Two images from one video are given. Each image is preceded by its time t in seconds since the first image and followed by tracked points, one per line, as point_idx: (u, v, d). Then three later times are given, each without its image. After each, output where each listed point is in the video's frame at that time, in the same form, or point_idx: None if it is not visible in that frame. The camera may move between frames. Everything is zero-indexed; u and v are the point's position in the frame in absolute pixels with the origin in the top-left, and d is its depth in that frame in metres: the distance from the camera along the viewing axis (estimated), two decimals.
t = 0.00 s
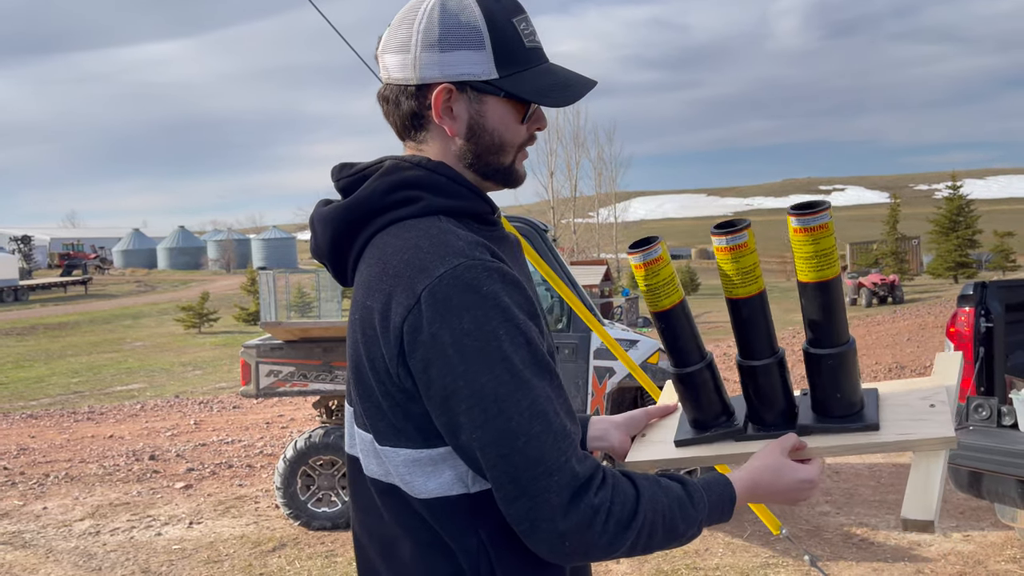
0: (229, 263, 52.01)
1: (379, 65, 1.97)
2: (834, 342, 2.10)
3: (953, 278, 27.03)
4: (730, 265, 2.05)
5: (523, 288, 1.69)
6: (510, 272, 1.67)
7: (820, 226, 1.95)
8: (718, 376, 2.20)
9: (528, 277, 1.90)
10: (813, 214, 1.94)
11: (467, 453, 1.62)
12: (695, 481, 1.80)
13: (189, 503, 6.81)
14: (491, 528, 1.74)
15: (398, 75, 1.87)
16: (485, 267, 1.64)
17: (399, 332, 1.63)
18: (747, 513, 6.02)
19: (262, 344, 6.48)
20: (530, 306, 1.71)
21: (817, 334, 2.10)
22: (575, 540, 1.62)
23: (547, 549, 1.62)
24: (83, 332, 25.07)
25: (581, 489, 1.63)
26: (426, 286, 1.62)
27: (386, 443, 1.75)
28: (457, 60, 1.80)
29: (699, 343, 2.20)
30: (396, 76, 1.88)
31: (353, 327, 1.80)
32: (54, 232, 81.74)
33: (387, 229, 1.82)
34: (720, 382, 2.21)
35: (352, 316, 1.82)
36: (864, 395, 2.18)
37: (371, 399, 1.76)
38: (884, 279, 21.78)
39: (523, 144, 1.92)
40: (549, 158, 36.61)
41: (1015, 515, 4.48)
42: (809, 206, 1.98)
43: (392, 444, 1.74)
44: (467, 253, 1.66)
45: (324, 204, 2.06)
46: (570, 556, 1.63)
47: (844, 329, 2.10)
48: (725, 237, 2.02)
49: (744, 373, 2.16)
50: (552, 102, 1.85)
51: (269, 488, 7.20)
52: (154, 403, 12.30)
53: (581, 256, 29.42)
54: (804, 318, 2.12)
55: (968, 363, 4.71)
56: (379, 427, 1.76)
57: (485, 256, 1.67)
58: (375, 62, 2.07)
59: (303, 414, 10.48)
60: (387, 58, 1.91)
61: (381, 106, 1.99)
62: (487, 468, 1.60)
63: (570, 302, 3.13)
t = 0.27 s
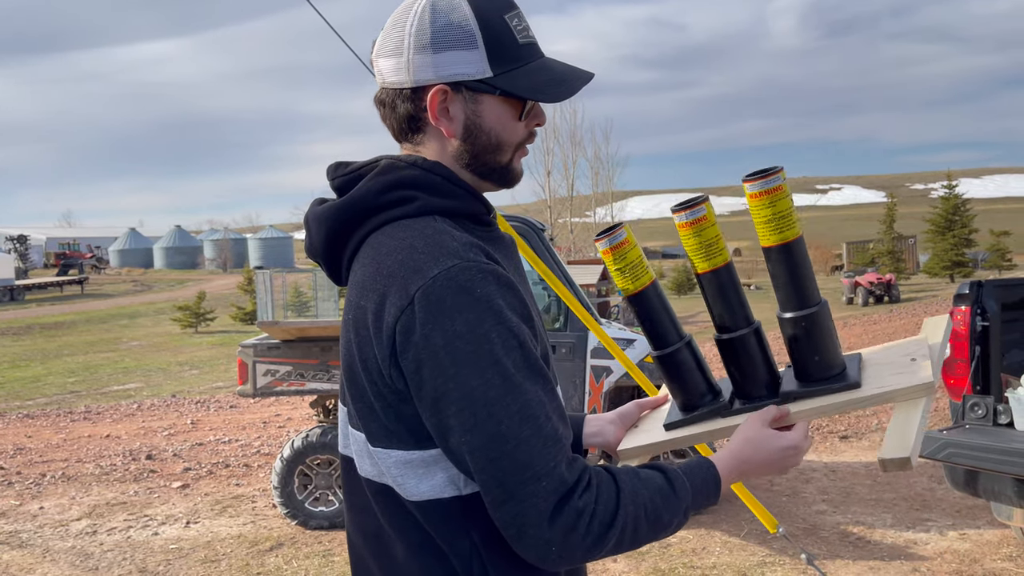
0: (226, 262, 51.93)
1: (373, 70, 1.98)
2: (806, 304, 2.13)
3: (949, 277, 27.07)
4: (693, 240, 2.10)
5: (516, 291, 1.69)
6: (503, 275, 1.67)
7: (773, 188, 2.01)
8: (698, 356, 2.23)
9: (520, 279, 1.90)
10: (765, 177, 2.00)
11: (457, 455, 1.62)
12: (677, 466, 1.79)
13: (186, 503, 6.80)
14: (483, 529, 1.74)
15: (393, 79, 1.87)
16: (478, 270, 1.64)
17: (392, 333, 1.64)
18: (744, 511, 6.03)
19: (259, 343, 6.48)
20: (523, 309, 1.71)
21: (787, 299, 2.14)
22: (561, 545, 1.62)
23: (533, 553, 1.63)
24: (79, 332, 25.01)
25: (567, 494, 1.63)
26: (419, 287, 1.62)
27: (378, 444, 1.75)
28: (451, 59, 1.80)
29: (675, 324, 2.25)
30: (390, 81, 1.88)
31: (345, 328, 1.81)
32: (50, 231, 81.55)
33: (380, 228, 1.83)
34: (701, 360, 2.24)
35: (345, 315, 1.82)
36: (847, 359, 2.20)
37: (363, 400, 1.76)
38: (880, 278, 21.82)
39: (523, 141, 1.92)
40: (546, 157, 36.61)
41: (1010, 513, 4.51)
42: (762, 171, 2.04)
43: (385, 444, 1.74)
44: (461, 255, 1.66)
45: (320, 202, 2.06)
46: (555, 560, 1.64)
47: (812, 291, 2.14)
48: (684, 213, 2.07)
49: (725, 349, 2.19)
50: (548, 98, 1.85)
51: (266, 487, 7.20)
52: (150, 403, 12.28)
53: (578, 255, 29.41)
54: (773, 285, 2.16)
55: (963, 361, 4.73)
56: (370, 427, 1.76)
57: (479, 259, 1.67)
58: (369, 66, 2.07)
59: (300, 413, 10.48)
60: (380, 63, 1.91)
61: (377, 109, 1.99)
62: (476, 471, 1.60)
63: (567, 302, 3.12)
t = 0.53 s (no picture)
0: (224, 262, 51.90)
1: (376, 72, 1.99)
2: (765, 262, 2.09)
3: (947, 278, 27.10)
4: (651, 215, 2.12)
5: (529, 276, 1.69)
6: (515, 262, 1.67)
7: (714, 152, 2.03)
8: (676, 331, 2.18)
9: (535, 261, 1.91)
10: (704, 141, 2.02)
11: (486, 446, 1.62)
12: (721, 423, 1.77)
13: (185, 503, 6.81)
14: (497, 523, 1.73)
15: (396, 80, 1.88)
16: (492, 259, 1.64)
17: (411, 329, 1.64)
18: (743, 511, 6.04)
19: (258, 343, 6.48)
20: (535, 295, 1.71)
21: (748, 258, 2.11)
22: (611, 519, 1.62)
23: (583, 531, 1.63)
24: (77, 332, 25.00)
25: (610, 466, 1.62)
26: (434, 281, 1.62)
27: (389, 441, 1.75)
28: (452, 56, 1.81)
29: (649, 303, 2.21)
30: (394, 82, 1.89)
31: (356, 327, 1.81)
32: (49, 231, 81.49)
33: (388, 225, 1.83)
34: (679, 337, 2.20)
35: (356, 315, 1.83)
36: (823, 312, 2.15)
37: (378, 398, 1.76)
38: (878, 279, 21.84)
39: (528, 135, 1.92)
40: (545, 157, 36.61)
41: (1009, 513, 4.53)
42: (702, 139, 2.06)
43: (397, 441, 1.74)
44: (472, 247, 1.66)
45: (323, 201, 2.06)
46: (605, 537, 1.63)
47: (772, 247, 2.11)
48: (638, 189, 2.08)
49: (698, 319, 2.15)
50: (551, 90, 1.85)
51: (265, 487, 7.20)
52: (149, 403, 12.28)
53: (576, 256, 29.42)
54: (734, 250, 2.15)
55: (961, 361, 4.76)
56: (383, 425, 1.76)
57: (490, 248, 1.68)
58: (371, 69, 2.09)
59: (299, 413, 10.48)
60: (383, 65, 1.92)
61: (381, 111, 2.00)
62: (509, 460, 1.60)
63: (567, 301, 3.12)
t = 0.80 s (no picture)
0: (224, 263, 51.89)
1: (376, 69, 1.98)
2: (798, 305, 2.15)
3: (948, 278, 27.10)
4: (689, 241, 2.12)
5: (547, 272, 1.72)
6: (535, 259, 1.70)
7: (769, 191, 2.01)
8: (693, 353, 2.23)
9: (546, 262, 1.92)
10: (760, 180, 2.00)
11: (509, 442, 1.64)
12: (751, 448, 1.79)
13: (186, 503, 6.81)
14: (519, 519, 1.74)
15: (398, 78, 1.88)
16: (514, 255, 1.66)
17: (435, 325, 1.65)
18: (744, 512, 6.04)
19: (259, 344, 6.48)
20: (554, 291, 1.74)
21: (783, 300, 2.16)
22: (632, 513, 1.65)
23: (606, 525, 1.65)
24: (77, 332, 25.02)
25: (631, 464, 1.65)
26: (458, 277, 1.64)
27: (408, 440, 1.75)
28: (459, 58, 1.81)
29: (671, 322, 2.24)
30: (396, 79, 1.88)
31: (371, 326, 1.80)
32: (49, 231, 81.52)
33: (403, 225, 1.83)
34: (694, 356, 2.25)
35: (370, 314, 1.82)
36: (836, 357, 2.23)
37: (394, 397, 1.76)
38: (878, 279, 21.85)
39: (526, 139, 1.93)
40: (545, 157, 36.62)
41: (1009, 513, 4.53)
42: (758, 172, 2.04)
43: (416, 440, 1.74)
44: (493, 243, 1.68)
45: (328, 204, 2.06)
46: (627, 531, 1.66)
47: (807, 292, 2.16)
48: (681, 212, 2.08)
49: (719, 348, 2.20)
50: (553, 95, 1.86)
51: (266, 487, 7.20)
52: (149, 403, 12.29)
53: (576, 256, 29.44)
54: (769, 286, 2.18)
55: (962, 361, 4.77)
56: (399, 424, 1.76)
57: (510, 245, 1.70)
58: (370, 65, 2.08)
59: (299, 414, 10.49)
60: (385, 61, 1.92)
61: (381, 109, 2.00)
62: (534, 455, 1.62)
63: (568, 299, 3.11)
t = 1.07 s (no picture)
0: (225, 263, 51.92)
1: (397, 63, 1.99)
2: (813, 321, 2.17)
3: (948, 278, 27.10)
4: (708, 248, 2.12)
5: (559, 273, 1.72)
6: (546, 259, 1.70)
7: (792, 205, 2.04)
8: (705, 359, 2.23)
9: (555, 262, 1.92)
10: (785, 193, 2.02)
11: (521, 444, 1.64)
12: (764, 451, 1.79)
13: (187, 503, 6.81)
14: (529, 520, 1.74)
15: (418, 75, 1.88)
16: (526, 257, 1.67)
17: (446, 327, 1.65)
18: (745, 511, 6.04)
19: (261, 344, 6.48)
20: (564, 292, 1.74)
21: (800, 312, 2.17)
22: (643, 515, 1.65)
23: (616, 528, 1.65)
24: (78, 333, 25.04)
25: (641, 466, 1.65)
26: (470, 279, 1.64)
27: (418, 440, 1.75)
28: (480, 62, 1.81)
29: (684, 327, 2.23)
30: (416, 77, 1.89)
31: (382, 327, 1.81)
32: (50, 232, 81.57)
33: (414, 225, 1.83)
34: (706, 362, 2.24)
35: (380, 315, 1.82)
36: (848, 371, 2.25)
37: (405, 397, 1.76)
38: (879, 279, 21.86)
39: (540, 145, 1.93)
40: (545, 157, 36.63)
41: (1011, 513, 4.53)
42: (781, 185, 2.06)
43: (426, 440, 1.74)
44: (505, 244, 1.68)
45: (340, 203, 2.06)
46: (637, 533, 1.66)
47: (823, 307, 2.18)
48: (701, 220, 2.08)
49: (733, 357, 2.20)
50: (572, 105, 1.86)
51: (267, 488, 7.21)
52: (151, 403, 12.29)
53: (576, 256, 29.46)
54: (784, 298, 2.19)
55: (964, 361, 4.75)
56: (410, 424, 1.76)
57: (521, 246, 1.70)
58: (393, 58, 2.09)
59: (301, 414, 10.50)
60: (407, 58, 1.92)
61: (399, 105, 2.01)
62: (544, 457, 1.62)
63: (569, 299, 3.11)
